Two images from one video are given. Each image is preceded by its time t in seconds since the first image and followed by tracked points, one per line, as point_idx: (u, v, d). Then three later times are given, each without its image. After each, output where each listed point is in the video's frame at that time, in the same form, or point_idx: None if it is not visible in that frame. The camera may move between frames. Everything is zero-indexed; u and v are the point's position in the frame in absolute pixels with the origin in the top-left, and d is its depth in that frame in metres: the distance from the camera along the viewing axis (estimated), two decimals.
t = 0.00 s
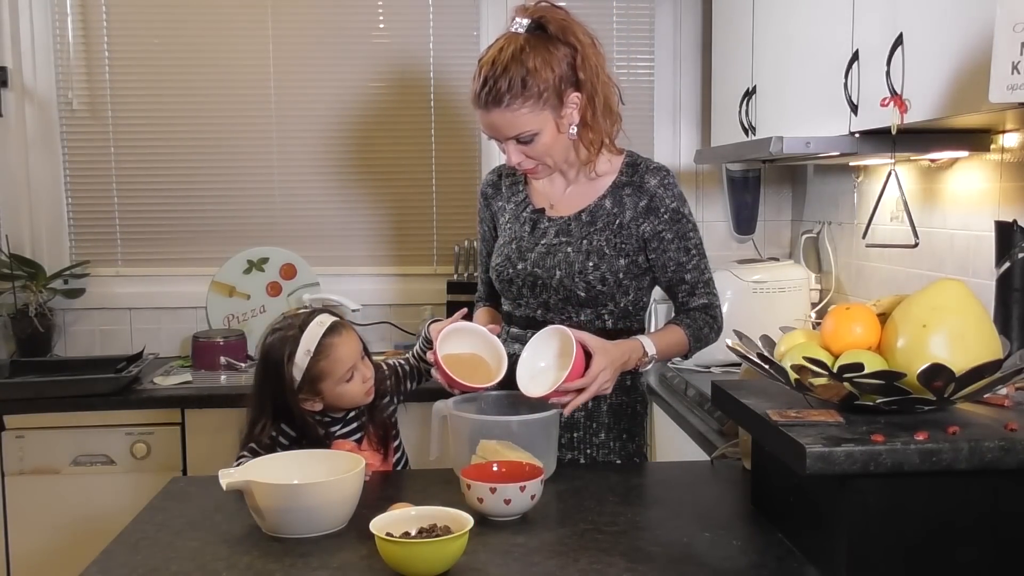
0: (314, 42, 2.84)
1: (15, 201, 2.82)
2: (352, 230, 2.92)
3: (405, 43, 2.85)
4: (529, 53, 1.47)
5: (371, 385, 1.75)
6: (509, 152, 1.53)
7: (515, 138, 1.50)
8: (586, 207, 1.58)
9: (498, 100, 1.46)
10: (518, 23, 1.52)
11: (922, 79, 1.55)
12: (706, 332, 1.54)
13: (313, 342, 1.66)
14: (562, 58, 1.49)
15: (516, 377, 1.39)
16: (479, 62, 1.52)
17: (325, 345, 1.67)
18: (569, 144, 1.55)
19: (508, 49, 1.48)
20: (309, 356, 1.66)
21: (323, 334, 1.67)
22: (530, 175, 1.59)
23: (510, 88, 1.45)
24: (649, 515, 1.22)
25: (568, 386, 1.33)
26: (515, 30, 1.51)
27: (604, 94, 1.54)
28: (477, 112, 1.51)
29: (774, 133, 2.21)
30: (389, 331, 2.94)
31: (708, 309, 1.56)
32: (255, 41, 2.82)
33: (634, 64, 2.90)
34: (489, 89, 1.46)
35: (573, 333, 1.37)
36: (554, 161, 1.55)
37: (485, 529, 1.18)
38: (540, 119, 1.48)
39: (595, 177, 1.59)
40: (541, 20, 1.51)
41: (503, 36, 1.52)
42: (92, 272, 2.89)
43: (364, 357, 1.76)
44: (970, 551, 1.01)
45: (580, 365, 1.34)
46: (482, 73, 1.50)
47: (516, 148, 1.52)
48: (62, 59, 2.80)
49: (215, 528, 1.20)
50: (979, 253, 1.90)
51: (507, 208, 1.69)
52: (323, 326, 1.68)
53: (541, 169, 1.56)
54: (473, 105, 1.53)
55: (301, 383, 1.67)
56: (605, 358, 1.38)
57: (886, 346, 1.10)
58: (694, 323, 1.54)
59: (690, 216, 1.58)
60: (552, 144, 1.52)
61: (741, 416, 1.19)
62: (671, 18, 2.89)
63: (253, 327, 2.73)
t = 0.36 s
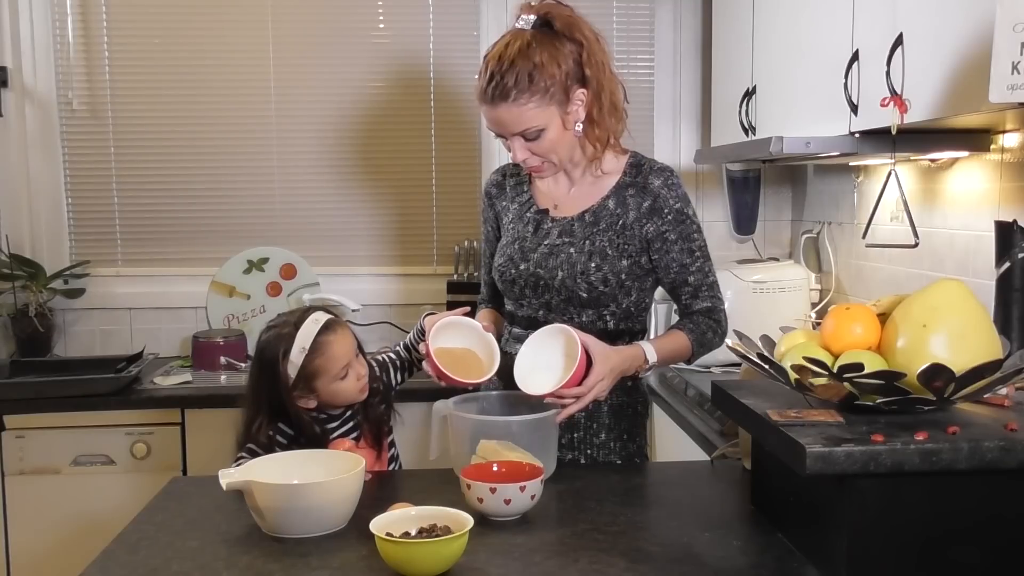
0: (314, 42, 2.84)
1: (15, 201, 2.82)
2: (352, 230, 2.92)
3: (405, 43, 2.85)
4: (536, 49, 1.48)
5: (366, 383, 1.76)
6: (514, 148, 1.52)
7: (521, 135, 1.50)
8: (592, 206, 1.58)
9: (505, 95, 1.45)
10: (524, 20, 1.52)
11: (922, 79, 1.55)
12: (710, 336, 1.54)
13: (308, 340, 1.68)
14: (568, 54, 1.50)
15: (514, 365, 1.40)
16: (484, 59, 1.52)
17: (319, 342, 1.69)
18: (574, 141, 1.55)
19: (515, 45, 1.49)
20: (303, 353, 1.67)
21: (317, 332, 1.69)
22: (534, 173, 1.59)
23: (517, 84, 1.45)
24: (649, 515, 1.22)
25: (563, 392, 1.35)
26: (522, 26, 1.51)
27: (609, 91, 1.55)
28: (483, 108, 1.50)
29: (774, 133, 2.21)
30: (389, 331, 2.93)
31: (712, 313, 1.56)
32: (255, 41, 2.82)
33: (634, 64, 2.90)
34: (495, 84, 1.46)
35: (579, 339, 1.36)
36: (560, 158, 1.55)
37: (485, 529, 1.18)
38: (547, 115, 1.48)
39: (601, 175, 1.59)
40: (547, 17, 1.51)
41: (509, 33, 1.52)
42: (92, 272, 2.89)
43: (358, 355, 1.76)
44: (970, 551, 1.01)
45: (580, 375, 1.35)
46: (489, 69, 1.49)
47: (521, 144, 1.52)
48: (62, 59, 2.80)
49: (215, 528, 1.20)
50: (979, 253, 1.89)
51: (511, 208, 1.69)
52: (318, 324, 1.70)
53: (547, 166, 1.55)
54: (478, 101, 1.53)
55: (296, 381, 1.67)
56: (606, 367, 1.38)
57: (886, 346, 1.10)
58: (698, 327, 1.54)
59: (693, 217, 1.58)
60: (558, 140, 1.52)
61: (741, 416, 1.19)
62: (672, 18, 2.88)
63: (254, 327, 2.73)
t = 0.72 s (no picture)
0: (314, 42, 2.84)
1: (15, 200, 2.81)
2: (352, 230, 2.92)
3: (405, 43, 2.85)
4: (537, 51, 1.47)
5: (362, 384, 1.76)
6: (516, 151, 1.52)
7: (522, 138, 1.50)
8: (593, 208, 1.58)
9: (506, 99, 1.45)
10: (524, 21, 1.52)
11: (922, 79, 1.56)
12: (703, 345, 1.50)
13: (308, 339, 1.68)
14: (569, 55, 1.49)
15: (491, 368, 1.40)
16: (485, 61, 1.52)
17: (319, 341, 1.69)
18: (576, 143, 1.55)
19: (515, 47, 1.48)
20: (303, 351, 1.67)
21: (318, 330, 1.69)
22: (537, 175, 1.59)
23: (518, 87, 1.45)
24: (649, 515, 1.22)
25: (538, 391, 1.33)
26: (522, 28, 1.51)
27: (611, 91, 1.55)
28: (484, 111, 1.50)
29: (774, 133, 2.21)
30: (389, 331, 2.93)
31: (707, 322, 1.52)
32: (255, 41, 2.82)
33: (634, 64, 2.90)
34: (496, 88, 1.46)
35: (557, 339, 1.36)
36: (562, 160, 1.55)
37: (485, 529, 1.18)
38: (548, 118, 1.48)
39: (604, 176, 1.59)
40: (548, 18, 1.51)
41: (509, 34, 1.51)
42: (92, 272, 2.89)
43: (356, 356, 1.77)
44: (969, 551, 1.01)
45: (557, 373, 1.34)
46: (490, 71, 1.49)
47: (523, 147, 1.52)
48: (62, 59, 2.80)
49: (215, 528, 1.20)
50: (979, 253, 1.90)
51: (513, 208, 1.70)
52: (319, 322, 1.70)
53: (549, 168, 1.55)
54: (479, 104, 1.53)
55: (294, 378, 1.68)
56: (584, 370, 1.37)
57: (886, 346, 1.10)
58: (690, 336, 1.51)
59: (693, 220, 1.56)
60: (560, 143, 1.52)
61: (741, 416, 1.19)
62: (671, 18, 2.88)
63: (254, 327, 2.73)
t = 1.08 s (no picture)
0: (314, 42, 2.84)
1: (15, 200, 2.81)
2: (352, 230, 2.92)
3: (405, 43, 2.85)
4: (535, 55, 1.47)
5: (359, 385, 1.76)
6: (516, 154, 1.53)
7: (522, 142, 1.51)
8: (593, 210, 1.58)
9: (505, 104, 1.46)
10: (522, 23, 1.51)
11: (922, 79, 1.56)
12: (717, 336, 1.55)
13: (311, 339, 1.68)
14: (568, 58, 1.49)
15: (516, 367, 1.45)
16: (485, 64, 1.52)
17: (322, 342, 1.69)
18: (576, 146, 1.55)
19: (513, 51, 1.48)
20: (304, 351, 1.68)
21: (320, 331, 1.70)
22: (537, 177, 1.59)
23: (516, 92, 1.45)
24: (649, 515, 1.22)
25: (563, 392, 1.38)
26: (521, 30, 1.50)
27: (611, 93, 1.54)
28: (484, 116, 1.51)
29: (774, 133, 2.21)
30: (389, 331, 2.94)
31: (720, 314, 1.57)
32: (255, 41, 2.82)
33: (634, 64, 2.90)
34: (495, 93, 1.46)
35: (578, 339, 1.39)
36: (562, 163, 1.55)
37: (485, 529, 1.18)
38: (546, 122, 1.49)
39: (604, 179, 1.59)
40: (546, 21, 1.50)
41: (508, 37, 1.51)
42: (92, 272, 2.89)
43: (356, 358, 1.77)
44: (969, 551, 1.01)
45: (579, 374, 1.38)
46: (488, 75, 1.49)
47: (523, 150, 1.52)
48: (62, 59, 2.80)
49: (215, 528, 1.20)
50: (979, 253, 1.90)
51: (514, 208, 1.70)
52: (323, 323, 1.70)
53: (549, 171, 1.56)
54: (478, 107, 1.53)
55: (294, 377, 1.68)
56: (608, 366, 1.40)
57: (886, 346, 1.10)
58: (705, 328, 1.55)
59: (697, 220, 1.58)
60: (559, 146, 1.52)
61: (741, 416, 1.19)
62: (672, 18, 2.88)
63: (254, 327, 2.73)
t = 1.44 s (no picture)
0: (314, 42, 2.84)
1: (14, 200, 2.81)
2: (352, 230, 2.92)
3: (405, 43, 2.85)
4: (545, 59, 1.47)
5: (356, 387, 1.75)
6: (526, 158, 1.53)
7: (533, 146, 1.51)
8: (598, 210, 1.58)
9: (517, 110, 1.46)
10: (531, 26, 1.50)
11: (922, 79, 1.56)
12: (717, 339, 1.56)
13: (309, 339, 1.68)
14: (577, 62, 1.49)
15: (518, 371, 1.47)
16: (493, 68, 1.52)
17: (320, 343, 1.69)
18: (586, 148, 1.55)
19: (524, 55, 1.47)
20: (303, 352, 1.67)
21: (319, 332, 1.69)
22: (545, 178, 1.60)
23: (528, 97, 1.45)
24: (650, 515, 1.22)
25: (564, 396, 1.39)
26: (530, 33, 1.49)
27: (620, 94, 1.54)
28: (494, 121, 1.51)
29: (775, 133, 2.21)
30: (389, 331, 2.93)
31: (720, 317, 1.57)
32: (255, 41, 2.82)
33: (634, 64, 2.90)
34: (506, 99, 1.46)
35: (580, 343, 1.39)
36: (571, 165, 1.55)
37: (485, 529, 1.18)
38: (557, 126, 1.49)
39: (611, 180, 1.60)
40: (555, 24, 1.50)
41: (517, 40, 1.50)
42: (92, 272, 2.89)
43: (354, 359, 1.76)
44: (969, 551, 1.01)
45: (582, 378, 1.38)
46: (498, 79, 1.49)
47: (533, 154, 1.53)
48: (62, 59, 2.80)
49: (215, 528, 1.20)
50: (979, 253, 1.90)
51: (516, 208, 1.69)
52: (322, 324, 1.70)
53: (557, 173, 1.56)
54: (488, 111, 1.53)
55: (292, 377, 1.68)
56: (610, 370, 1.40)
57: (886, 346, 1.10)
58: (705, 330, 1.56)
59: (701, 223, 1.58)
60: (569, 149, 1.52)
61: (741, 416, 1.19)
62: (672, 18, 2.88)
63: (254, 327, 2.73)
